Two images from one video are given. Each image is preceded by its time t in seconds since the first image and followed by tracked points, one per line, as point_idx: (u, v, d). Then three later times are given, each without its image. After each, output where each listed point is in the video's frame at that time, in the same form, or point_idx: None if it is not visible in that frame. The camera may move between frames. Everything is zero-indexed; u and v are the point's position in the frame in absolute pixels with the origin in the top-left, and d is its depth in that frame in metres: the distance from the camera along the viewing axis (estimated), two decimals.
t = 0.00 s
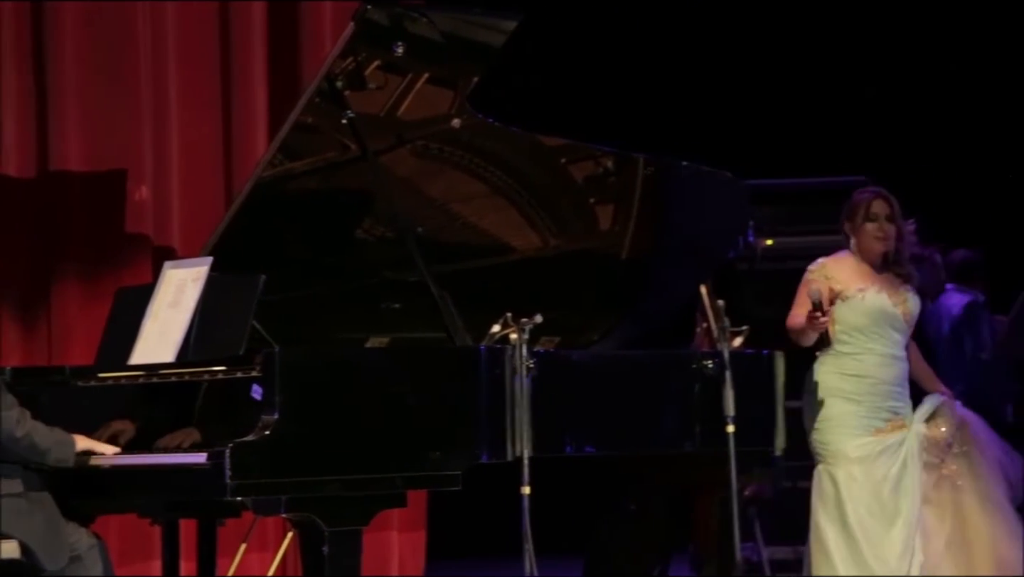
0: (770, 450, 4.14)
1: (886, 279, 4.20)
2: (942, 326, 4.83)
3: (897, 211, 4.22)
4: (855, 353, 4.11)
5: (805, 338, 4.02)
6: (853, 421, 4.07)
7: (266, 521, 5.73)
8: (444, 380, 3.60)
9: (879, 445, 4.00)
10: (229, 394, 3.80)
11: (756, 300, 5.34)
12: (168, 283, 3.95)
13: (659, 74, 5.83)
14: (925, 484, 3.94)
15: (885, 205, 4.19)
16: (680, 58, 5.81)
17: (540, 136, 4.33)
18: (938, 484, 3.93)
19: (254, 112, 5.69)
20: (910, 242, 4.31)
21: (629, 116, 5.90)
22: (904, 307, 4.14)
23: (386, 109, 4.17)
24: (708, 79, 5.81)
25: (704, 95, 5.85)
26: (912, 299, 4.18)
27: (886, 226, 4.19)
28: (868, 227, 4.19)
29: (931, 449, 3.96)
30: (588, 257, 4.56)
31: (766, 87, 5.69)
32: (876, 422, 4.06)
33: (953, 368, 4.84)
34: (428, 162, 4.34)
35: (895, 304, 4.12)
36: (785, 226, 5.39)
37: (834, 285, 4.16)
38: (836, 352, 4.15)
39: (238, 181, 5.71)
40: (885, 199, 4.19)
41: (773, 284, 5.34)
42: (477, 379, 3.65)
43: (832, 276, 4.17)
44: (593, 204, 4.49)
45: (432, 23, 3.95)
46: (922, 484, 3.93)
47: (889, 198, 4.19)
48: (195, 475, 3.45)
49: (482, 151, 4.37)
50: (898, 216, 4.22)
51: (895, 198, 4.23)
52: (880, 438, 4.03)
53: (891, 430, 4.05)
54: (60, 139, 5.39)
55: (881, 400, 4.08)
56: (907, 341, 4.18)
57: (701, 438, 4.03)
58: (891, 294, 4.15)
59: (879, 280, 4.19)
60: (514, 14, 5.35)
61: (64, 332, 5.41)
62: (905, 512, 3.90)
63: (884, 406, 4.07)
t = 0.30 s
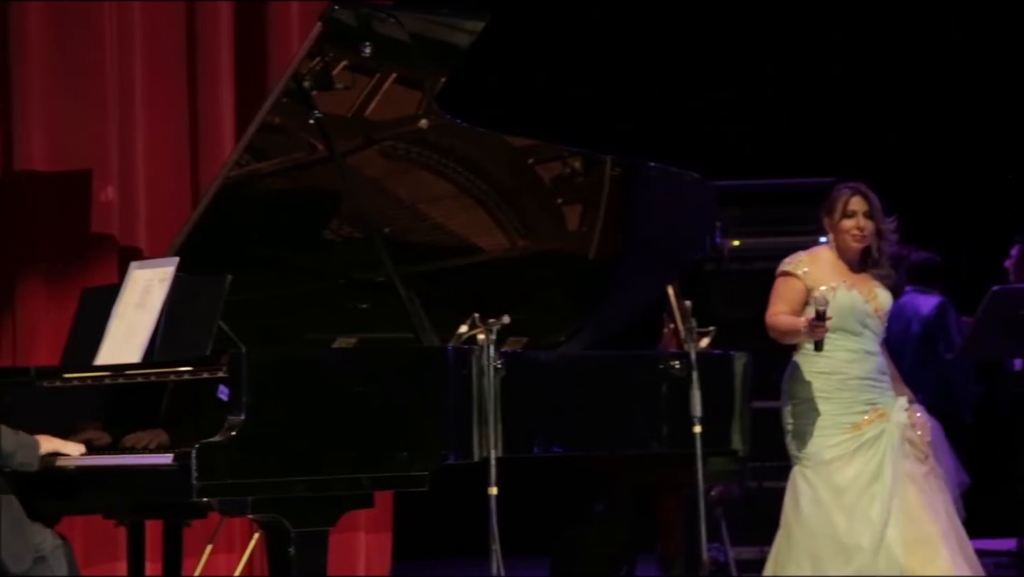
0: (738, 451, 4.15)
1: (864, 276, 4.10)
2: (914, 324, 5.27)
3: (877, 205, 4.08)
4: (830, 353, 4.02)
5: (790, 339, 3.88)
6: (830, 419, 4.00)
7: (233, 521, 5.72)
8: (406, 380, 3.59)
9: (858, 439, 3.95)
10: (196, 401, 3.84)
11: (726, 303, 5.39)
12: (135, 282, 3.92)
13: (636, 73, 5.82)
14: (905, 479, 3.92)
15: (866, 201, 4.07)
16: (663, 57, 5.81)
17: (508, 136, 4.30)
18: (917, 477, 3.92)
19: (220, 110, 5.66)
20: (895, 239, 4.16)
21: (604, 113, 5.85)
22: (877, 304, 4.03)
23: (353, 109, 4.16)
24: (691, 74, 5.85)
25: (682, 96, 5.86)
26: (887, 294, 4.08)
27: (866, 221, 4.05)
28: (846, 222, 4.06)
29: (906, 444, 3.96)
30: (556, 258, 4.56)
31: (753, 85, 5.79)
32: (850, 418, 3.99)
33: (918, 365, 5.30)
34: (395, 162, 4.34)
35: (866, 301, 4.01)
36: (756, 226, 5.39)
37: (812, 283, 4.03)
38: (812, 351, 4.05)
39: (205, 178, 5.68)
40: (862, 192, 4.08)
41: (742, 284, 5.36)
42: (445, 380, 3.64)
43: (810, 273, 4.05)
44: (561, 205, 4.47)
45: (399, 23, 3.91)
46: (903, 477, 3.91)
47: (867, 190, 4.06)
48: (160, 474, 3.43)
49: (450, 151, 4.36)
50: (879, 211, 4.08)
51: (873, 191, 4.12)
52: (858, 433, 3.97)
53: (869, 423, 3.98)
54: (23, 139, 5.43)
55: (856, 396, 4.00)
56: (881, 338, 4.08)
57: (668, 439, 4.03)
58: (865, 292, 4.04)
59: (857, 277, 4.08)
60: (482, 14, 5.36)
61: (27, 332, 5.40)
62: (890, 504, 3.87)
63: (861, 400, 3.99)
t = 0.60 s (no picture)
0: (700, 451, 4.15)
1: (833, 279, 4.02)
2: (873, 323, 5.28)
3: (845, 207, 3.99)
4: (796, 356, 3.97)
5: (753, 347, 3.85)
6: (796, 421, 3.95)
7: (195, 521, 5.71)
8: (372, 382, 3.60)
9: (819, 441, 3.89)
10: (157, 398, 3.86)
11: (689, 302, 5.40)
12: (96, 282, 3.90)
13: (612, 75, 5.79)
14: (866, 476, 3.79)
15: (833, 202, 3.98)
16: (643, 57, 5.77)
17: (471, 136, 4.31)
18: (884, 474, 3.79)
19: (183, 112, 5.66)
20: (864, 241, 4.11)
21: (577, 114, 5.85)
22: (841, 306, 3.95)
23: (316, 109, 4.14)
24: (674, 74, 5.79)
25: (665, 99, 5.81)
26: (856, 295, 4.00)
27: (834, 223, 3.96)
28: (812, 225, 3.97)
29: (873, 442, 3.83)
30: (521, 258, 4.53)
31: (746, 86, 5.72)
32: (816, 421, 3.92)
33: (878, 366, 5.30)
34: (358, 162, 4.32)
35: (828, 303, 3.94)
36: (719, 224, 5.40)
37: (773, 289, 3.98)
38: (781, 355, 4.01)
39: (168, 181, 5.67)
40: (830, 194, 3.99)
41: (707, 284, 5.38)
42: (408, 380, 3.65)
43: (771, 279, 3.99)
44: (524, 205, 4.46)
45: (362, 22, 3.90)
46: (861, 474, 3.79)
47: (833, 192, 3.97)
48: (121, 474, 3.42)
49: (413, 152, 4.36)
50: (847, 212, 4.00)
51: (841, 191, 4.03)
52: (821, 435, 3.89)
53: (834, 424, 3.90)
54: None
55: (822, 398, 3.93)
56: (854, 339, 3.99)
57: (631, 440, 4.02)
58: (828, 295, 3.97)
59: (825, 281, 4.00)
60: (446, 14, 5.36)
61: None
62: (841, 502, 3.75)
63: (826, 402, 3.93)
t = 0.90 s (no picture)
0: (669, 451, 4.14)
1: (816, 274, 3.65)
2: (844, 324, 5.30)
3: (828, 196, 3.64)
4: (769, 356, 3.65)
5: (737, 349, 3.60)
6: (776, 427, 3.61)
7: (162, 521, 5.70)
8: (343, 384, 3.59)
9: (794, 451, 3.54)
10: (131, 396, 3.90)
11: (657, 301, 5.40)
12: (64, 281, 3.87)
13: (580, 75, 5.79)
14: (833, 493, 3.43)
15: (815, 192, 3.64)
16: (626, 56, 5.75)
17: (440, 135, 4.31)
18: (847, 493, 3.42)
19: (150, 111, 5.71)
20: (852, 233, 3.71)
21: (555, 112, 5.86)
22: (820, 304, 3.58)
23: (284, 108, 4.13)
24: (655, 73, 5.77)
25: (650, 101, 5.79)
26: (841, 292, 3.61)
27: (814, 216, 3.64)
28: (791, 219, 3.66)
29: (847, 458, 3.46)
30: (490, 258, 4.55)
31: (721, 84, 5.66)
32: (795, 427, 3.58)
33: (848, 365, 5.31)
34: (327, 162, 4.31)
35: (803, 300, 3.59)
36: (687, 225, 5.44)
37: (754, 288, 3.67)
38: (758, 357, 3.69)
39: (134, 181, 5.72)
40: (808, 184, 3.67)
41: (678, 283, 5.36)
42: (376, 379, 3.65)
43: (753, 277, 3.68)
44: (493, 205, 4.47)
45: (330, 22, 3.92)
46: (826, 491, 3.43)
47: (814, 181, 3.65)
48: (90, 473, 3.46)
49: (383, 152, 4.36)
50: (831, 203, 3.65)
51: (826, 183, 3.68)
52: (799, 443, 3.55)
53: (814, 431, 3.56)
54: None
55: (801, 403, 3.59)
56: (841, 338, 3.62)
57: (598, 439, 4.04)
58: (808, 292, 3.61)
59: (808, 277, 3.65)
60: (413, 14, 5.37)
61: None
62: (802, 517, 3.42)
63: (806, 407, 3.58)
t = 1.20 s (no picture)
0: (638, 448, 4.16)
1: (796, 267, 3.53)
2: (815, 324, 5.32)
3: (800, 186, 3.52)
4: (748, 345, 3.55)
5: (708, 341, 3.59)
6: (749, 415, 3.50)
7: (131, 521, 5.68)
8: (313, 384, 3.59)
9: (766, 442, 3.43)
10: (100, 396, 3.85)
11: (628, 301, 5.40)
12: (33, 281, 3.87)
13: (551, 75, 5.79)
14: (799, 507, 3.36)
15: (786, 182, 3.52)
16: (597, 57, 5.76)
17: (410, 135, 4.29)
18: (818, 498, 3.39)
19: (120, 111, 5.71)
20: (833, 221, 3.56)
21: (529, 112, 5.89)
22: (800, 296, 3.46)
23: (255, 108, 4.09)
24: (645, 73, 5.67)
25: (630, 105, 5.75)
26: (823, 284, 3.48)
27: (785, 207, 3.52)
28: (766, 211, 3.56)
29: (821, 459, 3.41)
30: (461, 258, 4.56)
31: (685, 85, 5.66)
32: (771, 416, 3.47)
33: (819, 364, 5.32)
34: (298, 161, 4.28)
35: (782, 291, 3.48)
36: (658, 226, 5.46)
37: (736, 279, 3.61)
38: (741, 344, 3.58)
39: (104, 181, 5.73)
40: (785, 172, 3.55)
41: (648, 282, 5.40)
42: (347, 380, 3.65)
43: (735, 268, 3.61)
44: (464, 204, 4.47)
45: (302, 22, 3.87)
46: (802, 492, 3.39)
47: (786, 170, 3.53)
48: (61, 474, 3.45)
49: (354, 151, 4.32)
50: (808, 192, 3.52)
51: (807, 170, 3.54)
52: (774, 434, 3.44)
53: (789, 426, 3.45)
54: None
55: (778, 395, 3.47)
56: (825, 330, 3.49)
57: (570, 439, 4.04)
58: (788, 282, 3.50)
59: (786, 268, 3.54)
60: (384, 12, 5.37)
61: None
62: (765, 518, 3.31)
63: (782, 399, 3.47)
